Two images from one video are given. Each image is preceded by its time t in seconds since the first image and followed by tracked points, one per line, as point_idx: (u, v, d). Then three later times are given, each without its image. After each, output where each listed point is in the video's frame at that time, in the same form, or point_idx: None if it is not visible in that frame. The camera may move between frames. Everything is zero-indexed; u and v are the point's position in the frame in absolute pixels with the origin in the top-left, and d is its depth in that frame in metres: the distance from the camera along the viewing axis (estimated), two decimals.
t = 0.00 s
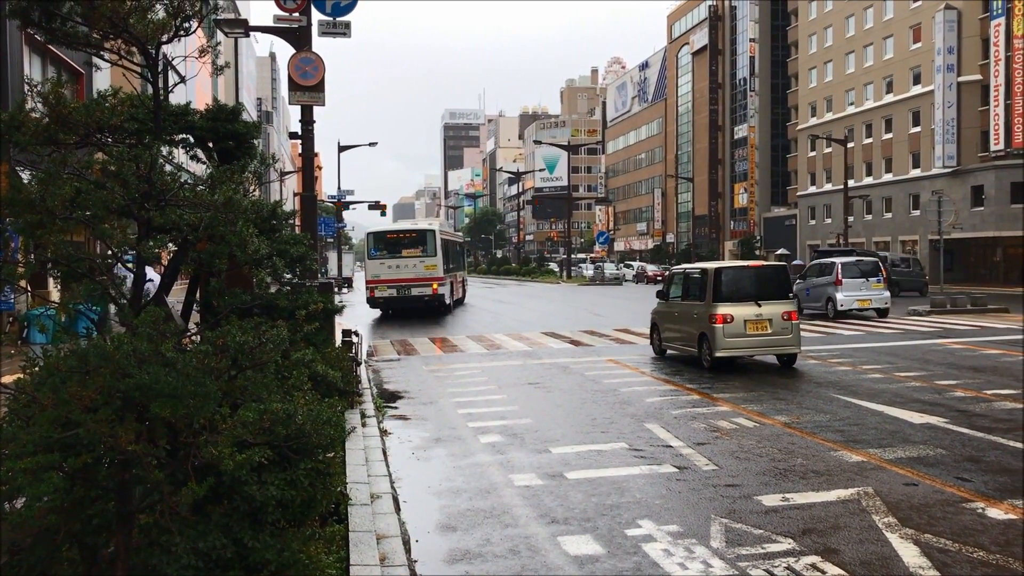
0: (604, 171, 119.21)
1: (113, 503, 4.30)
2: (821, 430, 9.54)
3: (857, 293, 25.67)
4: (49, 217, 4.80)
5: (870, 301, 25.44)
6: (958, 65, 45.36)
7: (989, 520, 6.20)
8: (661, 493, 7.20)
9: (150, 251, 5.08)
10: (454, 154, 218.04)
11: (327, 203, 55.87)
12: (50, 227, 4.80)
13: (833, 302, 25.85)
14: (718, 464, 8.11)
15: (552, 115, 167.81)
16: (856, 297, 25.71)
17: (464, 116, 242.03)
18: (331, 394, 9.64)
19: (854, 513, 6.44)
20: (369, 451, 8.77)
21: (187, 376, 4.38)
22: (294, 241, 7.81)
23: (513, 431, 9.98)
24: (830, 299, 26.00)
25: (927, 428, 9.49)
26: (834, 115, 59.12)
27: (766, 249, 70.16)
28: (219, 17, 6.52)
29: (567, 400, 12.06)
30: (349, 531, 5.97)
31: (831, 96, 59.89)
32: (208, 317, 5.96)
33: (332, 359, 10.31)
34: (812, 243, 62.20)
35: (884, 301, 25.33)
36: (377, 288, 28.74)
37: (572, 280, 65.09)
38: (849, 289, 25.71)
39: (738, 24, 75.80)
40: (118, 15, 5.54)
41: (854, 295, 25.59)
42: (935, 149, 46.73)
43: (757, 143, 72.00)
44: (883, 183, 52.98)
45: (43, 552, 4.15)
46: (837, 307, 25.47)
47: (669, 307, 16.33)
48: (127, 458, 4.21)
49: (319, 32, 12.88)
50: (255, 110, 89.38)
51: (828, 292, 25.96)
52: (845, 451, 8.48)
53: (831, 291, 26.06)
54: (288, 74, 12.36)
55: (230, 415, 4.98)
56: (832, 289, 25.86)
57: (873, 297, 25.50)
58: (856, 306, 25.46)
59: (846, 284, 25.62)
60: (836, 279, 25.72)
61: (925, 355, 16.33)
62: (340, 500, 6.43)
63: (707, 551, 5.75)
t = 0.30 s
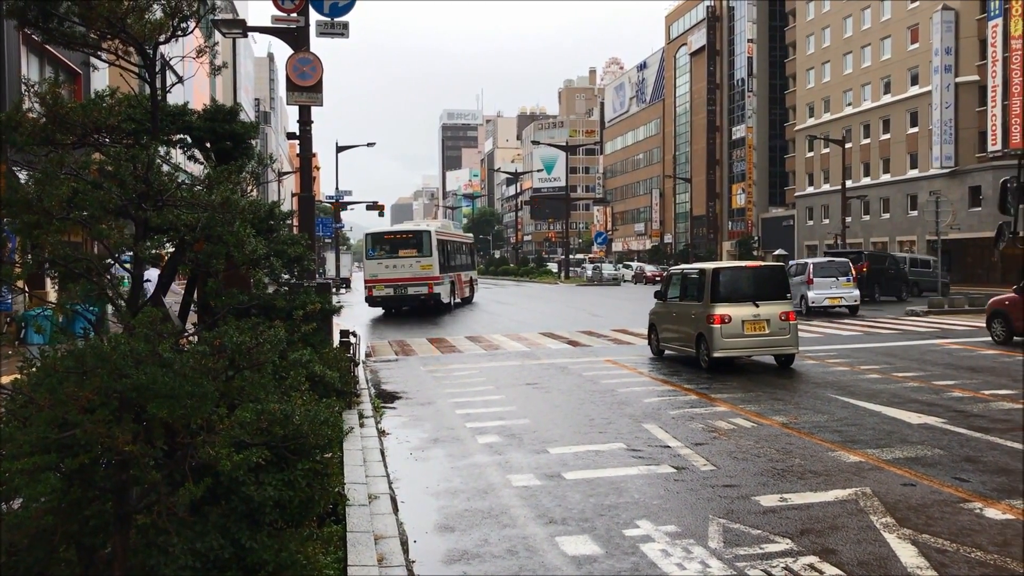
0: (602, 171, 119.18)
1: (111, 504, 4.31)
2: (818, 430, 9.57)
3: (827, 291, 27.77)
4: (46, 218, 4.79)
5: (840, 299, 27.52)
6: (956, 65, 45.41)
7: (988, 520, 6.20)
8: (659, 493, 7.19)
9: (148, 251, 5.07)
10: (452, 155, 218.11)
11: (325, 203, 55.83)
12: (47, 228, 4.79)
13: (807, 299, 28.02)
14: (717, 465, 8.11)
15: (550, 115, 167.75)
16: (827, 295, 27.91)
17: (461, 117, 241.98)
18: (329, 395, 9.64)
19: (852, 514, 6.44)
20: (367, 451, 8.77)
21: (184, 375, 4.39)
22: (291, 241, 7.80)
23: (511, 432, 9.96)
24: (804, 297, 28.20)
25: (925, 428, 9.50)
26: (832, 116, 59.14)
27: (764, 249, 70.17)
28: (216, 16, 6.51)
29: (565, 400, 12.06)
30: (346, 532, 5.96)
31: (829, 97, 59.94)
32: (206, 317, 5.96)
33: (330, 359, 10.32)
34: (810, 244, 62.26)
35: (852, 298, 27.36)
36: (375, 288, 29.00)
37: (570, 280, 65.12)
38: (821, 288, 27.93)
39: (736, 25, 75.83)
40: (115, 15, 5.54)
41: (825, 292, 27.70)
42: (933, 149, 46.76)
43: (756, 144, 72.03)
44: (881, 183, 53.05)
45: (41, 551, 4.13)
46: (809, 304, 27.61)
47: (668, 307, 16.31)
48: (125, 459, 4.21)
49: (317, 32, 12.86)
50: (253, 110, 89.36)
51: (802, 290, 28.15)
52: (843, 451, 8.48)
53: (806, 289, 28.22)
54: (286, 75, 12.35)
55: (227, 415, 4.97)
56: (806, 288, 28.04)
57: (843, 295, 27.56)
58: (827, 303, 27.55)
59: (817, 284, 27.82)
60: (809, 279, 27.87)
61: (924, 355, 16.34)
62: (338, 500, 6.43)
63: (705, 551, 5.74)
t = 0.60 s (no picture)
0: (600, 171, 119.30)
1: (108, 504, 4.30)
2: (817, 430, 9.56)
3: (807, 290, 29.34)
4: (43, 218, 4.77)
5: (818, 296, 29.05)
6: (953, 65, 45.43)
7: (985, 521, 6.20)
8: (657, 494, 7.19)
9: (143, 251, 5.06)
10: (450, 155, 218.35)
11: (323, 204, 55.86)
12: (44, 228, 4.78)
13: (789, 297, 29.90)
14: (714, 465, 8.11)
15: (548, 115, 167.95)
16: (806, 292, 29.53)
17: (459, 117, 242.25)
18: (326, 395, 9.63)
19: (850, 514, 6.44)
20: (365, 452, 8.76)
21: (181, 376, 4.38)
22: (289, 241, 7.79)
23: (509, 432, 9.95)
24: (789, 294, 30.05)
25: (923, 428, 9.50)
26: (829, 116, 59.17)
27: (762, 250, 70.22)
28: (213, 16, 6.50)
29: (563, 401, 12.05)
30: (344, 532, 5.96)
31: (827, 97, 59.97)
32: (203, 317, 5.95)
33: (328, 359, 10.31)
34: (807, 244, 62.32)
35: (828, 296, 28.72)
36: (374, 287, 29.48)
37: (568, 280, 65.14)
38: (801, 287, 29.58)
39: (733, 25, 75.86)
40: (110, 15, 5.52)
41: (804, 291, 29.33)
42: (930, 149, 46.80)
43: (753, 144, 72.07)
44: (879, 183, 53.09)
45: (39, 551, 4.12)
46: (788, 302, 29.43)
47: (665, 307, 16.31)
48: (122, 459, 4.20)
49: (315, 32, 12.85)
50: (252, 111, 89.44)
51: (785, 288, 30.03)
52: (841, 451, 8.49)
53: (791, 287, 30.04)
54: (283, 75, 12.34)
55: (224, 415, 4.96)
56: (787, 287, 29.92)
57: (821, 292, 29.03)
58: (805, 300, 29.20)
59: (796, 282, 29.55)
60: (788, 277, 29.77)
61: (921, 355, 16.36)
62: (336, 500, 6.43)
63: (703, 551, 5.74)
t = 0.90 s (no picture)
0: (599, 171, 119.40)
1: (106, 504, 4.28)
2: (815, 430, 9.57)
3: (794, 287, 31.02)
4: (42, 217, 4.76)
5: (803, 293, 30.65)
6: (952, 66, 45.46)
7: (984, 520, 6.19)
8: (657, 493, 7.19)
9: (142, 250, 5.07)
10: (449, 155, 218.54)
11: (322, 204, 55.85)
12: (42, 228, 4.77)
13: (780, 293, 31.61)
14: (713, 465, 8.12)
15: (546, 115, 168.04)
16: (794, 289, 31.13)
17: (458, 117, 242.25)
18: (325, 395, 9.62)
19: (849, 514, 6.44)
20: (364, 451, 8.77)
21: (179, 374, 4.38)
22: (288, 241, 7.77)
23: (507, 432, 9.95)
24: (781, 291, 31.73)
25: (921, 428, 9.50)
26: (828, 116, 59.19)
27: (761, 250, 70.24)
28: (213, 16, 6.51)
29: (561, 400, 12.06)
30: (343, 532, 5.96)
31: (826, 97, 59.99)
32: (202, 316, 5.94)
33: (326, 359, 10.29)
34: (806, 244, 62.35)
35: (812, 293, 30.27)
36: (376, 285, 30.47)
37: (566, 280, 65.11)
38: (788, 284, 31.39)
39: (732, 25, 75.91)
40: (110, 15, 5.50)
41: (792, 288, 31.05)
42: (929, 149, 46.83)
43: (752, 144, 72.12)
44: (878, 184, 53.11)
45: (36, 551, 4.08)
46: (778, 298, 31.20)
47: (664, 307, 16.33)
48: (121, 459, 4.19)
49: (313, 32, 12.85)
50: (251, 111, 89.45)
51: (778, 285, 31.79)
52: (839, 451, 8.50)
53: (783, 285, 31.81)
54: (282, 74, 12.33)
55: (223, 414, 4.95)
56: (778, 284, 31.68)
57: (806, 290, 30.63)
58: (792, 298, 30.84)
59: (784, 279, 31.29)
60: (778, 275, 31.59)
61: (919, 355, 16.38)
62: (335, 501, 6.43)
63: (701, 551, 5.75)
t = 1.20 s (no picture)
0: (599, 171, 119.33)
1: (106, 503, 4.27)
2: (815, 430, 9.56)
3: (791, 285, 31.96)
4: (42, 217, 4.75)
5: (799, 292, 31.60)
6: (952, 66, 45.48)
7: (983, 521, 6.19)
8: (656, 494, 7.19)
9: (142, 250, 5.06)
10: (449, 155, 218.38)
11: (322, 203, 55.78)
12: (42, 228, 4.75)
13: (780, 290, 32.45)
14: (713, 465, 8.12)
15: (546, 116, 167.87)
16: (790, 288, 32.00)
17: (458, 116, 241.98)
18: (324, 395, 9.60)
19: (849, 514, 6.44)
20: (364, 451, 8.77)
21: (179, 374, 4.38)
22: (287, 241, 7.76)
23: (507, 432, 9.95)
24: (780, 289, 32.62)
25: (921, 429, 9.49)
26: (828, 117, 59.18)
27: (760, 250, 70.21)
28: (212, 15, 6.50)
29: (560, 400, 12.07)
30: (342, 532, 5.95)
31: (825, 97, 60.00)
32: (202, 316, 5.93)
33: (326, 360, 10.28)
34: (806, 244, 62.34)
35: (808, 291, 31.25)
36: (380, 284, 31.93)
37: (565, 280, 65.11)
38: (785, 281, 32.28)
39: (732, 25, 75.90)
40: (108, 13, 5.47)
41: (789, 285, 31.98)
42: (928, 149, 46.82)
43: (751, 144, 72.11)
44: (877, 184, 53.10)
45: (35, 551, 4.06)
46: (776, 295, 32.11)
47: (664, 307, 16.33)
48: (120, 458, 4.19)
49: (313, 32, 12.84)
50: (250, 110, 89.43)
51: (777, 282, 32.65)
52: (839, 451, 8.50)
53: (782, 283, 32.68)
54: (282, 74, 12.33)
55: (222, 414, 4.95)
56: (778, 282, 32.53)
57: (802, 289, 31.58)
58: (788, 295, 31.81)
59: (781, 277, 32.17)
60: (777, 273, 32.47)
61: (919, 356, 16.39)
62: (334, 501, 6.43)
63: (701, 551, 5.75)
